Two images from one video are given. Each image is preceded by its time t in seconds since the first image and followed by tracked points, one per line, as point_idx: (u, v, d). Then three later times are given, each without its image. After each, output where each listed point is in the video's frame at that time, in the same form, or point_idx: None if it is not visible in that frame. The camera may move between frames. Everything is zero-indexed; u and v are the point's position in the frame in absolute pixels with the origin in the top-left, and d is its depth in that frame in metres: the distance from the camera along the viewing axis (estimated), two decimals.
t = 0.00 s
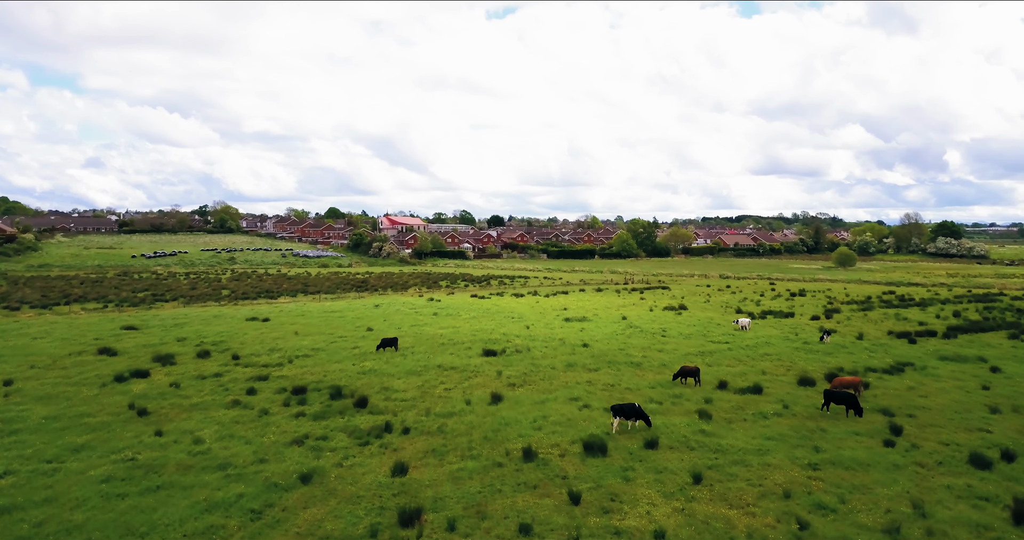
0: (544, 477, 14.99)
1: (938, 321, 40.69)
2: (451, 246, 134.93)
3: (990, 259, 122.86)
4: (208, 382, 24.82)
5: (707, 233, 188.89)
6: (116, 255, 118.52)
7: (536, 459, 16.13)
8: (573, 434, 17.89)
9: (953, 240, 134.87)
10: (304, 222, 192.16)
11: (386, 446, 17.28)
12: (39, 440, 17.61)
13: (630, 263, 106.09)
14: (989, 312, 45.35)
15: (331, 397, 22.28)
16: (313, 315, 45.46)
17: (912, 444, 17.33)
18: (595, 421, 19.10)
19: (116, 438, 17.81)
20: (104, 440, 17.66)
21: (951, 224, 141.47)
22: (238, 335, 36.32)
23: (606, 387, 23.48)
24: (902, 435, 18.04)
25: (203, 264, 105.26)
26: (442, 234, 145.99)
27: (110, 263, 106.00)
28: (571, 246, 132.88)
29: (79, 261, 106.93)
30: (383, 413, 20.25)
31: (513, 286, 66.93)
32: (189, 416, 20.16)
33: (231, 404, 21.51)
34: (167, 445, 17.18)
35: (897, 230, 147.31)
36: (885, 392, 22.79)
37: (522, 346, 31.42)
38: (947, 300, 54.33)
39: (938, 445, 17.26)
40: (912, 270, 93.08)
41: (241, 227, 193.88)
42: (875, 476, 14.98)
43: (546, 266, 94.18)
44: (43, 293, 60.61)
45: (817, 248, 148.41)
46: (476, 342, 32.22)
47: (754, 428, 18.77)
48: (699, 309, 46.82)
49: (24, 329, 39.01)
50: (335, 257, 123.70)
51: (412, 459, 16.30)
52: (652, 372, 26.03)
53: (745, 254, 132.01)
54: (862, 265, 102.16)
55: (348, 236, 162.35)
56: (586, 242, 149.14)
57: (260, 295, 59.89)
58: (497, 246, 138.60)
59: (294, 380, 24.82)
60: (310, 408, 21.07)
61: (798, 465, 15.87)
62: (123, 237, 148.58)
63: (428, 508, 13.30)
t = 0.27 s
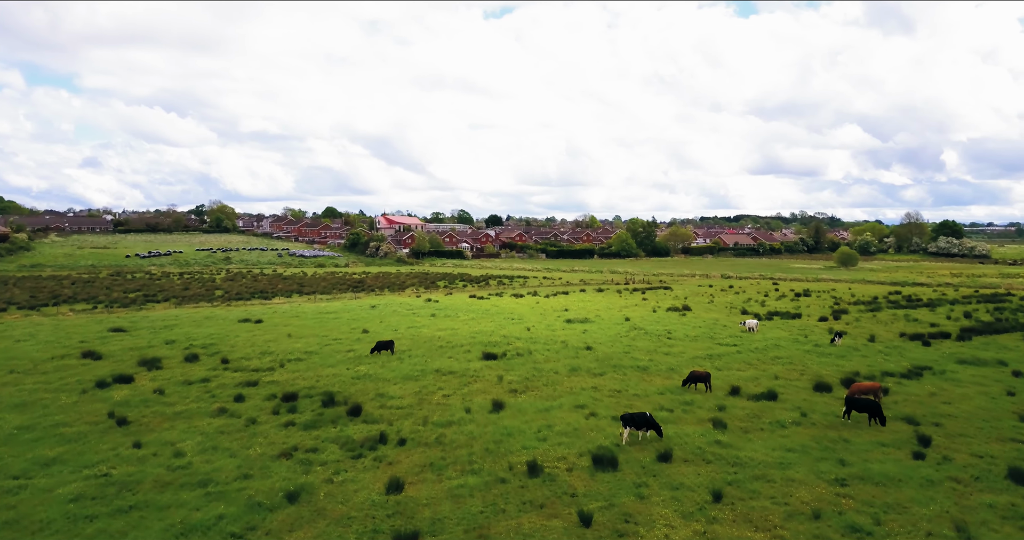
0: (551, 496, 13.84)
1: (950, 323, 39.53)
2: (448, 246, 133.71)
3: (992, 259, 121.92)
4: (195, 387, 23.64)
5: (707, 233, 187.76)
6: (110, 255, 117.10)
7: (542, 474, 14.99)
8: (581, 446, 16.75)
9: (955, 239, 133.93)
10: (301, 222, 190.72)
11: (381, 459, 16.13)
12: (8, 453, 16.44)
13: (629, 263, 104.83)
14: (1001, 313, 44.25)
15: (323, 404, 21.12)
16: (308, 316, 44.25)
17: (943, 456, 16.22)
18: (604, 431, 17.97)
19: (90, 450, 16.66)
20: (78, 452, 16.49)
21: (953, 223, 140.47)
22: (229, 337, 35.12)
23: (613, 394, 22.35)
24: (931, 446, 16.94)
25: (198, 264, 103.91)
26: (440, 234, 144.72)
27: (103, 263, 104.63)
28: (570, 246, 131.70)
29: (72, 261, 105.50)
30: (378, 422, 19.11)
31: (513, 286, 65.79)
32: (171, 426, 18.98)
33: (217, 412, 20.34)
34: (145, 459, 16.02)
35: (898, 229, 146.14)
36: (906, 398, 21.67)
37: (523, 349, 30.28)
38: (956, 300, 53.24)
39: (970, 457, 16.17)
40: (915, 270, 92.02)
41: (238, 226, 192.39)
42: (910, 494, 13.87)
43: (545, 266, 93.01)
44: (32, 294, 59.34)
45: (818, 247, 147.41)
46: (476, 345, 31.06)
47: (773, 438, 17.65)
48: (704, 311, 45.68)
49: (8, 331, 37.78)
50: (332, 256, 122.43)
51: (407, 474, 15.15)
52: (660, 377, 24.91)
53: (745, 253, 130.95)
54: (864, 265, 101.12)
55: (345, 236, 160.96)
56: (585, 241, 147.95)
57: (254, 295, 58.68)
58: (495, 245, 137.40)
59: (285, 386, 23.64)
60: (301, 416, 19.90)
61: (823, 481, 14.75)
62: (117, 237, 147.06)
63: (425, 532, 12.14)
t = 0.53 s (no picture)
0: (561, 523, 12.50)
1: (965, 325, 38.24)
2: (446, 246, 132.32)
3: (994, 259, 120.87)
4: (177, 396, 22.25)
5: (706, 233, 186.52)
6: (102, 255, 115.48)
7: (550, 497, 13.63)
8: (592, 464, 15.41)
9: (956, 239, 132.89)
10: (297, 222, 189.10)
11: (373, 479, 14.76)
12: None
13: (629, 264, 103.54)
14: (1015, 315, 43.02)
15: (312, 415, 19.77)
16: (301, 319, 42.83)
17: (986, 474, 14.92)
18: (615, 446, 16.63)
19: (56, 468, 15.27)
20: (42, 471, 15.11)
21: (954, 223, 139.41)
22: (218, 341, 33.71)
23: (622, 403, 21.03)
24: (970, 463, 15.64)
25: (191, 265, 102.36)
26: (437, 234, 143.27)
27: (95, 263, 103.04)
28: (569, 246, 130.38)
29: (64, 261, 103.83)
30: (372, 436, 17.75)
31: (512, 287, 64.46)
32: (148, 440, 17.60)
33: (198, 424, 18.95)
34: (115, 479, 14.64)
35: (898, 229, 144.99)
36: (934, 408, 20.38)
37: (524, 354, 28.92)
38: (966, 301, 52.02)
39: (1015, 475, 14.87)
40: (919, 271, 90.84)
41: (233, 226, 190.71)
42: (957, 520, 12.56)
43: (544, 267, 91.65)
44: (18, 296, 57.79)
45: (818, 247, 146.28)
46: (475, 350, 29.69)
47: (797, 454, 16.33)
48: (709, 313, 44.40)
49: None
50: (328, 257, 120.98)
51: (402, 497, 13.78)
52: (670, 386, 23.57)
53: (746, 254, 129.74)
54: (866, 266, 99.98)
55: (342, 236, 159.41)
56: (584, 242, 146.66)
57: (247, 297, 57.20)
58: (493, 246, 136.03)
59: (273, 396, 22.25)
60: (289, 428, 18.54)
61: (860, 504, 13.40)
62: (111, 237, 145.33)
63: None
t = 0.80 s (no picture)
0: None
1: (978, 328, 37.14)
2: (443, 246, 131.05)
3: (996, 259, 119.86)
4: (160, 403, 21.05)
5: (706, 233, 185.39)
6: (95, 255, 113.97)
7: (559, 519, 12.49)
8: (603, 481, 14.26)
9: (958, 239, 131.88)
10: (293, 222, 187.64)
11: (366, 498, 13.59)
12: None
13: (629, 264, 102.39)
14: None
15: (302, 426, 18.58)
16: (295, 320, 41.62)
17: None
18: (625, 460, 15.48)
19: (22, 486, 14.07)
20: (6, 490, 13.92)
21: (955, 223, 138.42)
22: (207, 344, 32.45)
23: (630, 412, 19.88)
24: (1010, 479, 14.52)
25: (186, 265, 100.97)
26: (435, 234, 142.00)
27: (88, 263, 101.67)
28: (568, 246, 129.20)
29: (56, 262, 102.35)
30: (365, 449, 16.58)
31: (511, 288, 63.29)
32: (125, 453, 16.41)
33: (179, 434, 17.73)
34: (85, 499, 13.46)
35: (899, 229, 143.96)
36: (961, 417, 19.27)
37: (526, 358, 27.76)
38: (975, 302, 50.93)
39: None
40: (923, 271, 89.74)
41: (229, 226, 189.20)
42: None
43: (544, 267, 90.47)
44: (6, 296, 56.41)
45: (818, 247, 145.20)
46: (474, 354, 28.52)
47: (823, 469, 15.19)
48: (714, 314, 43.25)
49: None
50: (325, 257, 119.79)
51: (397, 519, 12.62)
52: (680, 393, 22.42)
53: (746, 254, 128.65)
54: (868, 266, 98.93)
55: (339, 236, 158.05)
56: (583, 242, 145.45)
57: (240, 298, 55.90)
58: (491, 246, 134.79)
59: (261, 403, 21.10)
60: (277, 441, 17.37)
61: (897, 527, 12.28)
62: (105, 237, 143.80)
63: None
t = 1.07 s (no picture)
0: None
1: (994, 330, 36.04)
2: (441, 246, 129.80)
3: (998, 259, 118.98)
4: (141, 413, 19.84)
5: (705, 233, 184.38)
6: (89, 255, 112.48)
7: None
8: (617, 502, 13.07)
9: (959, 239, 130.99)
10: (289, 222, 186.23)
11: (358, 522, 12.40)
12: None
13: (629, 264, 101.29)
14: None
15: (291, 438, 17.37)
16: (289, 323, 40.42)
17: None
18: (639, 477, 14.32)
19: None
20: None
21: (956, 223, 137.54)
22: (196, 348, 31.16)
23: (641, 422, 18.70)
24: None
25: (180, 265, 99.57)
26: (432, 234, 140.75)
27: (81, 263, 100.35)
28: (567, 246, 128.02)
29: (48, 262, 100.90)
30: (359, 465, 15.39)
31: (510, 288, 62.16)
32: (98, 470, 15.18)
33: (159, 448, 16.52)
34: (49, 524, 12.28)
35: (900, 229, 143.11)
36: (993, 427, 18.13)
37: (529, 363, 26.59)
38: (985, 303, 49.85)
39: None
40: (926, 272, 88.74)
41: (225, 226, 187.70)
42: None
43: (543, 267, 89.31)
44: None
45: (819, 247, 144.21)
46: (474, 359, 27.35)
47: (854, 487, 14.04)
48: (720, 316, 42.10)
49: None
50: (321, 257, 118.58)
51: None
52: (692, 401, 21.27)
53: (746, 254, 127.62)
54: (871, 266, 97.96)
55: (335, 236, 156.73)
56: (582, 242, 144.26)
57: (233, 299, 54.62)
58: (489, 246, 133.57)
59: (249, 413, 19.89)
60: (264, 455, 16.16)
61: None
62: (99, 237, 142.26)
63: None
